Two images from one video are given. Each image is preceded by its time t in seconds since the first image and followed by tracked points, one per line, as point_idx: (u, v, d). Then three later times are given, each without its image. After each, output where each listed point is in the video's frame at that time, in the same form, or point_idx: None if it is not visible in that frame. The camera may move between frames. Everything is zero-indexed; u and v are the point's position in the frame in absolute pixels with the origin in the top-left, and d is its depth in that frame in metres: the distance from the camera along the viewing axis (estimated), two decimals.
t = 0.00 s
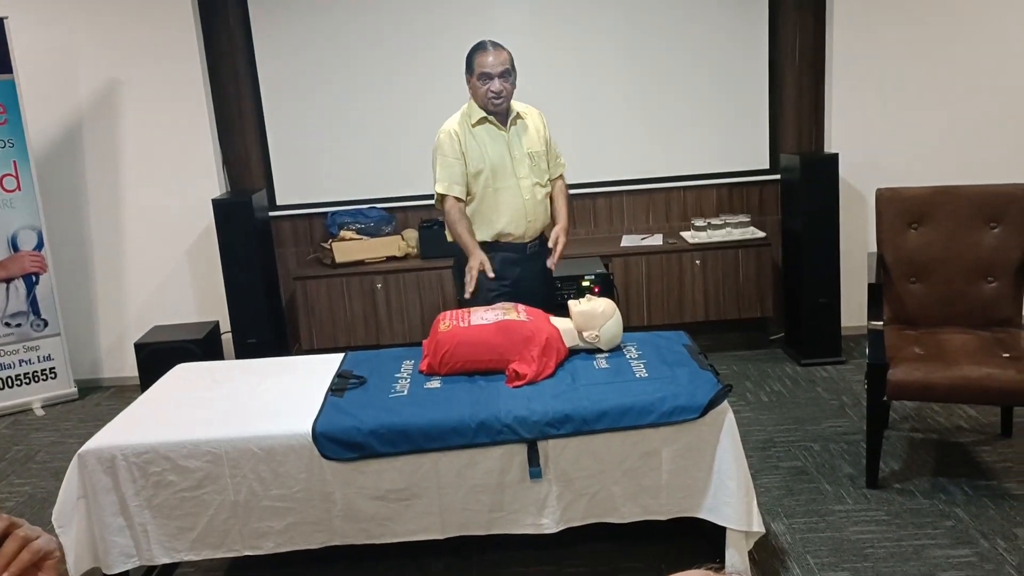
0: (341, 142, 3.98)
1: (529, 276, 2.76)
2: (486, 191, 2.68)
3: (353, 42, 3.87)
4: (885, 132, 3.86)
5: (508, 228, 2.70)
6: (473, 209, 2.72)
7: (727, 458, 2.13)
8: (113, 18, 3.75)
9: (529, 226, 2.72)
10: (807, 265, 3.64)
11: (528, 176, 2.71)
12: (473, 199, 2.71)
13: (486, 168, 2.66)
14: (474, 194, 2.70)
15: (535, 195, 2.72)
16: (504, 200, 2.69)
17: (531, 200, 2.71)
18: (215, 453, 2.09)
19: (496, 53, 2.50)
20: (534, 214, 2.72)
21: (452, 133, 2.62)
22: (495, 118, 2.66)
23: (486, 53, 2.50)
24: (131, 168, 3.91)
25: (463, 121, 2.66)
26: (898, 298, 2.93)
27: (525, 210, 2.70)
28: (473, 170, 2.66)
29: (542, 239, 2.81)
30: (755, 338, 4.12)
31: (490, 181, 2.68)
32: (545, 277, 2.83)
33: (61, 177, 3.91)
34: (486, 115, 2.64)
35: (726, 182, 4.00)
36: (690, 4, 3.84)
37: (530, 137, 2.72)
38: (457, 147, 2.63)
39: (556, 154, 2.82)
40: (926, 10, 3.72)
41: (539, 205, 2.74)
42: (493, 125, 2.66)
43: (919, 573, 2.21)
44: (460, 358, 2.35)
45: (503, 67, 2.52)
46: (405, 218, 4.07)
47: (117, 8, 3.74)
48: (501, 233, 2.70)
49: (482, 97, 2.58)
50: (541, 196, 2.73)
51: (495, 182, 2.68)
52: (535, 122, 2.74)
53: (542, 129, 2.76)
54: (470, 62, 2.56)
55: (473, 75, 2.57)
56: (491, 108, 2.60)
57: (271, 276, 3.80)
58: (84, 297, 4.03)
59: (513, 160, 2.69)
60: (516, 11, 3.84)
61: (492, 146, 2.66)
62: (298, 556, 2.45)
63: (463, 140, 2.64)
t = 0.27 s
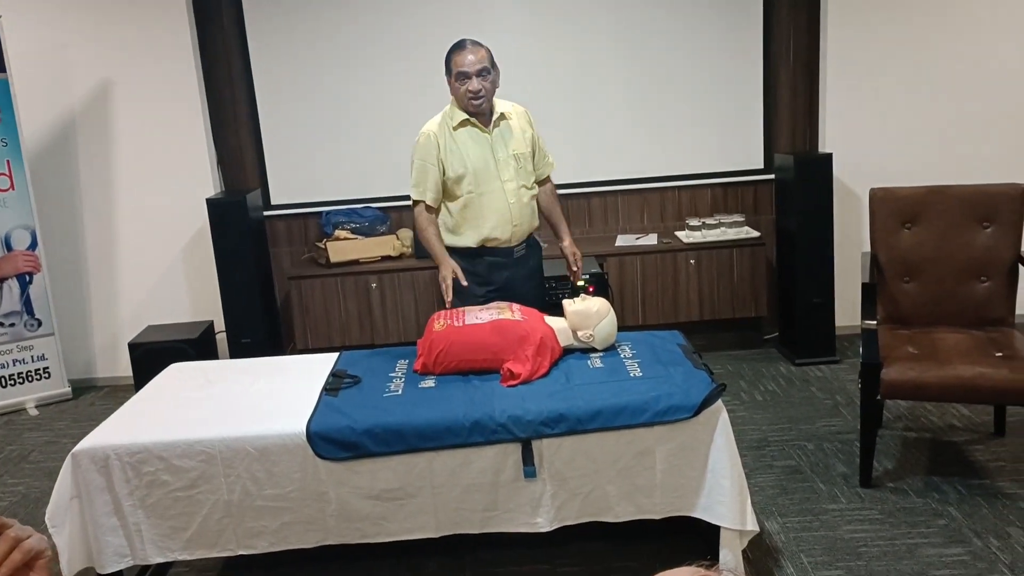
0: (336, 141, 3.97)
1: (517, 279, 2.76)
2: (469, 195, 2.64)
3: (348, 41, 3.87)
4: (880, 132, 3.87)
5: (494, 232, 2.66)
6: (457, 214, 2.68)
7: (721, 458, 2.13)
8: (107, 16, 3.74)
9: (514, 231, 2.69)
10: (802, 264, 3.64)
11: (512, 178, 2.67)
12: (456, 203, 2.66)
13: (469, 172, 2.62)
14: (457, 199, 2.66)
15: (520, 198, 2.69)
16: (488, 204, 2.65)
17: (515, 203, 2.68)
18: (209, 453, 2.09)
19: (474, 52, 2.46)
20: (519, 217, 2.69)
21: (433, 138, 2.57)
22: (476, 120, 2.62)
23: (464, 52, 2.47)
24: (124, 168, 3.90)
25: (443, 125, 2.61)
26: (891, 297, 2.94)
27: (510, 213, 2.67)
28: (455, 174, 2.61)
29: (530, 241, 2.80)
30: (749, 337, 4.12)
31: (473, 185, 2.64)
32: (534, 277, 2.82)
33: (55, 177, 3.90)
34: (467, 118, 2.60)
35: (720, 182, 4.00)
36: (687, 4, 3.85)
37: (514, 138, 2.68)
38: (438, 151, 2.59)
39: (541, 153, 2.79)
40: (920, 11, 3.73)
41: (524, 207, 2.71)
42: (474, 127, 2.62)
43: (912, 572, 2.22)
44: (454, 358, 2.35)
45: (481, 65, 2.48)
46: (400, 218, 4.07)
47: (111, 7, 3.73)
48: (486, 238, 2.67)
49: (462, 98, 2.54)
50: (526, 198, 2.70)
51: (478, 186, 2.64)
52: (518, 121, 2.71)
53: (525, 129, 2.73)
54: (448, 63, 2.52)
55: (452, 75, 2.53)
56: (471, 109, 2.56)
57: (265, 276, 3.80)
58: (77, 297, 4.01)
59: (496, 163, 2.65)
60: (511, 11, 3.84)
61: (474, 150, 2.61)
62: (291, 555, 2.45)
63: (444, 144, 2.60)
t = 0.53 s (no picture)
0: (332, 141, 3.97)
1: (511, 280, 2.76)
2: (459, 200, 2.64)
3: (344, 41, 3.87)
4: (875, 132, 3.87)
5: (486, 237, 2.66)
6: (447, 220, 2.67)
7: (716, 458, 2.14)
8: (103, 15, 3.74)
9: (506, 233, 2.69)
10: (797, 264, 3.65)
11: (501, 180, 2.67)
12: (446, 209, 2.66)
13: (457, 178, 2.61)
14: (446, 205, 2.65)
15: (510, 200, 2.69)
16: (478, 209, 2.65)
17: (505, 205, 2.68)
18: (204, 453, 2.09)
19: (456, 57, 2.45)
20: (510, 220, 2.69)
21: (418, 145, 2.56)
22: (461, 124, 2.61)
23: (446, 57, 2.45)
24: (120, 167, 3.90)
25: (428, 131, 2.59)
26: (886, 297, 2.94)
27: (501, 216, 2.67)
28: (443, 181, 2.60)
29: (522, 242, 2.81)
30: (745, 338, 4.13)
31: (462, 190, 2.63)
32: (529, 277, 2.83)
33: (50, 176, 3.89)
34: (452, 123, 2.59)
35: (716, 182, 4.01)
36: (684, 4, 3.85)
37: (499, 140, 2.69)
38: (424, 158, 2.57)
39: (526, 152, 2.80)
40: (915, 11, 3.74)
41: (514, 208, 2.72)
42: (459, 132, 2.61)
43: (906, 572, 2.22)
44: (450, 358, 2.35)
45: (463, 71, 2.47)
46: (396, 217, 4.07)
47: (106, 6, 3.73)
48: (479, 243, 2.67)
49: (445, 103, 2.53)
50: (516, 199, 2.71)
51: (467, 191, 2.63)
52: (501, 122, 2.71)
53: (509, 129, 2.74)
54: (431, 68, 2.51)
55: (434, 81, 2.51)
56: (456, 114, 2.55)
57: (261, 276, 3.80)
58: (73, 297, 4.01)
59: (484, 166, 2.65)
60: (508, 11, 3.84)
61: (461, 155, 2.61)
62: (287, 556, 2.45)
63: (430, 151, 2.58)
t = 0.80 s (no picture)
0: (331, 141, 3.97)
1: (511, 279, 2.76)
2: (458, 203, 2.63)
3: (343, 41, 3.87)
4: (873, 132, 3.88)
5: (488, 238, 2.67)
6: (447, 223, 2.67)
7: (714, 457, 2.14)
8: (100, 15, 3.73)
9: (506, 233, 2.70)
10: (795, 264, 3.65)
11: (499, 180, 2.67)
12: (445, 213, 2.65)
13: (455, 181, 2.61)
14: (446, 208, 2.65)
15: (509, 200, 2.69)
16: (478, 211, 2.65)
17: (505, 206, 2.68)
18: (202, 453, 2.09)
19: (450, 57, 2.46)
20: (510, 219, 2.70)
21: (415, 149, 2.54)
22: (455, 126, 2.61)
23: (439, 57, 2.46)
24: (117, 167, 3.89)
25: (422, 135, 2.58)
26: (884, 297, 2.95)
27: (502, 216, 2.68)
28: (442, 184, 2.60)
29: (522, 241, 2.81)
30: (743, 337, 4.13)
31: (461, 192, 2.63)
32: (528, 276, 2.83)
33: (47, 176, 3.89)
34: (448, 126, 2.58)
35: (713, 182, 4.01)
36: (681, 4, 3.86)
37: (494, 139, 2.68)
38: (421, 163, 2.56)
39: (520, 149, 2.80)
40: (913, 11, 3.75)
41: (514, 208, 2.72)
42: (454, 134, 2.60)
43: (904, 571, 2.23)
44: (448, 358, 2.35)
45: (458, 72, 2.48)
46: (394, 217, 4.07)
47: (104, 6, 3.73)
48: (481, 244, 2.68)
49: (439, 105, 2.52)
50: (515, 199, 2.71)
51: (466, 194, 2.63)
52: (494, 122, 2.71)
53: (502, 128, 2.73)
54: (424, 70, 2.51)
55: (427, 83, 2.51)
56: (451, 115, 2.54)
57: (259, 275, 3.79)
58: (70, 296, 4.01)
59: (481, 167, 2.65)
60: (506, 10, 3.84)
61: (458, 158, 2.60)
62: (285, 555, 2.45)
63: (427, 155, 2.57)
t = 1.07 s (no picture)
0: (330, 141, 3.97)
1: (512, 279, 2.75)
2: (461, 203, 2.63)
3: (342, 40, 3.87)
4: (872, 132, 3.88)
5: (492, 238, 2.67)
6: (450, 225, 2.66)
7: (713, 457, 2.14)
8: (98, 15, 3.73)
9: (510, 232, 2.70)
10: (795, 264, 3.65)
11: (500, 179, 2.67)
12: (448, 214, 2.64)
13: (457, 181, 2.60)
14: (449, 209, 2.64)
15: (511, 199, 2.69)
16: (482, 211, 2.64)
17: (507, 205, 2.69)
18: (201, 453, 2.09)
19: (450, 56, 2.47)
20: (513, 218, 2.70)
21: (416, 151, 2.54)
22: (454, 127, 2.61)
23: (438, 58, 2.47)
24: (116, 166, 3.89)
25: (423, 137, 2.58)
26: (883, 297, 2.95)
27: (504, 215, 2.68)
28: (444, 186, 2.59)
29: (523, 241, 2.81)
30: (742, 337, 4.14)
31: (464, 193, 2.62)
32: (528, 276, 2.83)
33: (46, 175, 3.88)
34: (448, 126, 2.58)
35: (713, 182, 4.01)
36: (680, 4, 3.86)
37: (492, 139, 2.69)
38: (422, 164, 2.55)
39: (518, 149, 2.81)
40: (912, 11, 3.75)
41: (516, 207, 2.72)
42: (454, 134, 2.60)
43: (903, 571, 2.23)
44: (447, 358, 2.35)
45: (457, 71, 2.48)
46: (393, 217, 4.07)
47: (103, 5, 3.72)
48: (485, 244, 2.67)
49: (439, 106, 2.52)
50: (516, 198, 2.71)
51: (469, 194, 2.63)
52: (491, 122, 2.72)
53: (499, 128, 2.74)
54: (422, 71, 2.51)
55: (426, 84, 2.51)
56: (451, 115, 2.54)
57: (258, 275, 3.79)
58: (69, 296, 4.00)
59: (482, 167, 2.65)
60: (505, 10, 3.84)
61: (459, 158, 2.60)
62: (285, 555, 2.45)
63: (428, 156, 2.57)
